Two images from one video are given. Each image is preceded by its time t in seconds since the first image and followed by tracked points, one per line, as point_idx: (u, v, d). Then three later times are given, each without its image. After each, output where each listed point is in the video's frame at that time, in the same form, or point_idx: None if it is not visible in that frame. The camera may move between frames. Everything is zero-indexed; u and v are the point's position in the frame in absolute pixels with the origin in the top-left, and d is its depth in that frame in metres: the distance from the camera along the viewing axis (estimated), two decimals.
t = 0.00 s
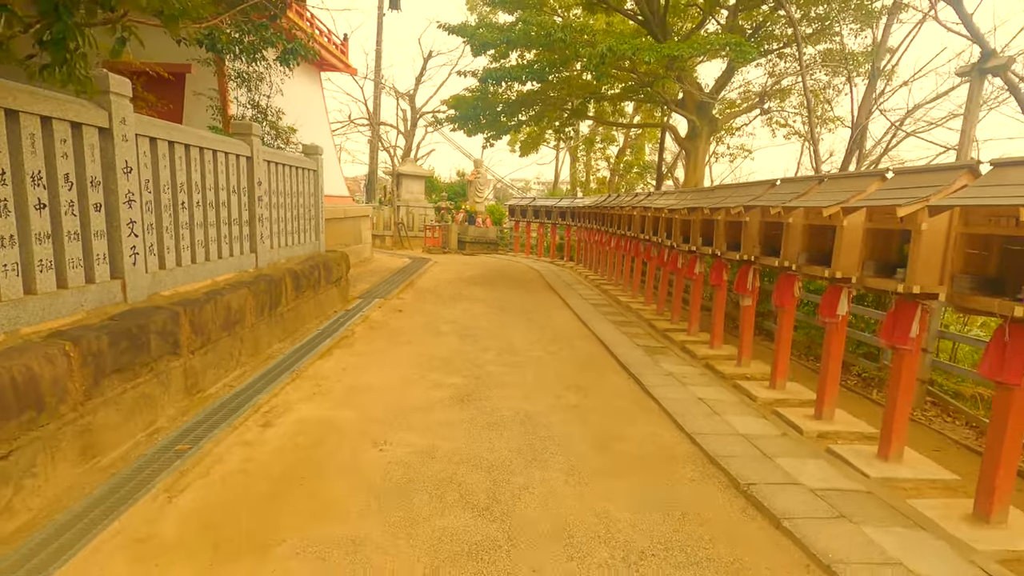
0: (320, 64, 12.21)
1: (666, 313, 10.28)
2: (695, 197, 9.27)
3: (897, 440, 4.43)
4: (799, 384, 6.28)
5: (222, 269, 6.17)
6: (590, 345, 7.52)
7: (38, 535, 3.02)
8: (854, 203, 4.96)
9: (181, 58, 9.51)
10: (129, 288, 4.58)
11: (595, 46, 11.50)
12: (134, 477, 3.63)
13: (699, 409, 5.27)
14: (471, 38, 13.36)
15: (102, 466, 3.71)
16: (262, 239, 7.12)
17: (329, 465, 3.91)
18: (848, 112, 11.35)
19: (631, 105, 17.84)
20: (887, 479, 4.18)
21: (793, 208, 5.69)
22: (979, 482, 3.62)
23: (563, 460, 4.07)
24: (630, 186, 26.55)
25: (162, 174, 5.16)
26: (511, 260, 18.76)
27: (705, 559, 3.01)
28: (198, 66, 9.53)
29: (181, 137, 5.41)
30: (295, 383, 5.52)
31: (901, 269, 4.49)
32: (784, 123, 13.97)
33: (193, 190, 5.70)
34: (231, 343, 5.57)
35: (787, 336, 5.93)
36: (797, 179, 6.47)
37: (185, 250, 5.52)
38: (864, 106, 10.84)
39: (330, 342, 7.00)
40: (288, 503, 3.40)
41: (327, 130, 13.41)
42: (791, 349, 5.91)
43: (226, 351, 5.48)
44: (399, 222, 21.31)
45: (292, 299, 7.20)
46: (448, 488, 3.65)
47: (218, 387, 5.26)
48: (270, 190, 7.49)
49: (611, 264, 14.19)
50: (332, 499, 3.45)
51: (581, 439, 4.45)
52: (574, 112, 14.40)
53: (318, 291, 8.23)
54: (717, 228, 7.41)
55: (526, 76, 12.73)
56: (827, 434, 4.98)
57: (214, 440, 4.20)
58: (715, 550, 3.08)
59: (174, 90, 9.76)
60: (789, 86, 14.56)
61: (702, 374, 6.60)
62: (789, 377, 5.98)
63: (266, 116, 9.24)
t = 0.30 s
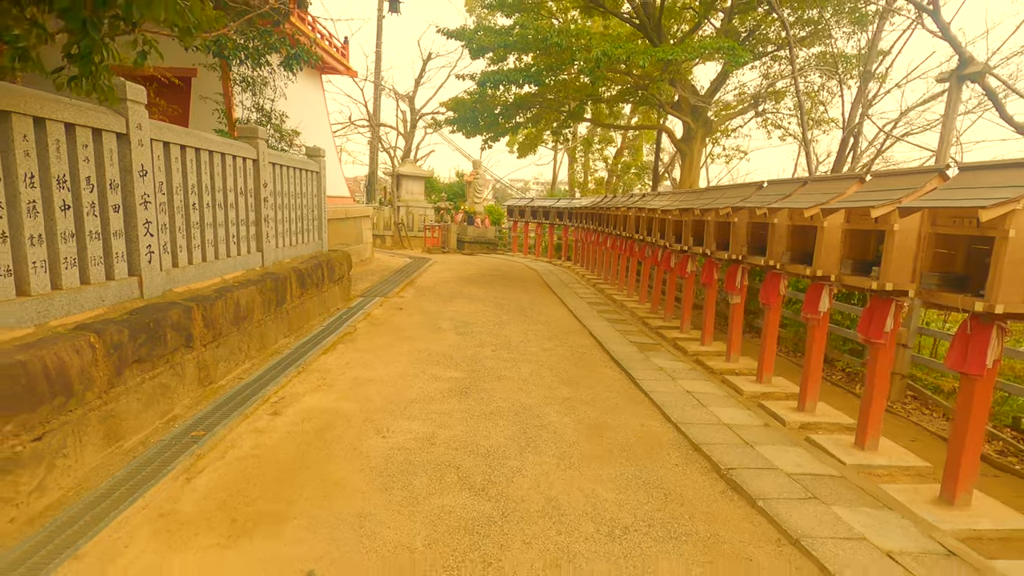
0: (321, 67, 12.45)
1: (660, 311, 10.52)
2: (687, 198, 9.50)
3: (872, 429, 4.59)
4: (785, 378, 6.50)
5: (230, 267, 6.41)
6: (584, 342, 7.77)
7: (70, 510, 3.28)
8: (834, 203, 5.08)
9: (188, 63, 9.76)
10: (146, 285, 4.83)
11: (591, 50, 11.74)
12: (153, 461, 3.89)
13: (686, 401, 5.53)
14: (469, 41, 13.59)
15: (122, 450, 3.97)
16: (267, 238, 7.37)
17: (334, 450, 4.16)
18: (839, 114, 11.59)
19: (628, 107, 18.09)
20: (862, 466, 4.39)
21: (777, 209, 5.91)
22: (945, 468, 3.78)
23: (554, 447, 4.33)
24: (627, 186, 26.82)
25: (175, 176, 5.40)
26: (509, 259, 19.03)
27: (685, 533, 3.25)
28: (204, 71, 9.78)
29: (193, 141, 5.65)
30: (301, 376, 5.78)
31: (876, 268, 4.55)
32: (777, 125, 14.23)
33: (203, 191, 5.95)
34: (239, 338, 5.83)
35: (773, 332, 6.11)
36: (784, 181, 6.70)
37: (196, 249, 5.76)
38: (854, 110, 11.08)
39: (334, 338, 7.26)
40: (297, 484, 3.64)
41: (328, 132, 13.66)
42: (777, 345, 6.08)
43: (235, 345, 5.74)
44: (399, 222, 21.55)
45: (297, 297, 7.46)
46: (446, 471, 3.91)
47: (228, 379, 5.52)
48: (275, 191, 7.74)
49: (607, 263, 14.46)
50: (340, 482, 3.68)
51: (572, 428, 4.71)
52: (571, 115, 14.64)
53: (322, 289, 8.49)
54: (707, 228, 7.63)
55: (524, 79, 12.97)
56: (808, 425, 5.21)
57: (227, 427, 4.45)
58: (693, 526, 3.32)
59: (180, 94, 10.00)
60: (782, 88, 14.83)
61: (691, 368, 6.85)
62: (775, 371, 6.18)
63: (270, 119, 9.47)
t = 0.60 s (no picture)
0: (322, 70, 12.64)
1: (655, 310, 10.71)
2: (682, 199, 9.69)
3: (854, 421, 4.80)
4: (774, 374, 6.68)
5: (235, 266, 6.60)
6: (580, 339, 7.96)
7: (91, 495, 3.47)
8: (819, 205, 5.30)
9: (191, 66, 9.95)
10: (157, 283, 5.00)
11: (588, 54, 11.92)
12: (166, 450, 4.08)
13: (677, 395, 5.73)
14: (468, 44, 13.76)
15: (136, 440, 4.16)
16: (271, 238, 7.56)
17: (339, 441, 4.35)
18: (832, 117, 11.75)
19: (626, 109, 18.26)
20: (843, 456, 4.57)
21: (765, 209, 6.11)
22: (919, 455, 3.98)
23: (549, 438, 4.52)
24: (626, 187, 26.98)
25: (184, 178, 5.58)
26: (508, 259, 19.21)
27: (671, 516, 3.45)
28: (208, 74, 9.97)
29: (201, 144, 5.83)
30: (305, 372, 5.98)
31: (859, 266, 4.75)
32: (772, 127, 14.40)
33: (210, 193, 6.13)
34: (245, 335, 6.02)
35: (763, 329, 6.29)
36: (774, 183, 6.88)
37: (202, 249, 5.94)
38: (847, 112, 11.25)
39: (336, 335, 7.45)
40: (304, 472, 3.83)
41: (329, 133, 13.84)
42: (767, 342, 6.26)
43: (241, 342, 5.93)
44: (399, 223, 21.72)
45: (300, 295, 7.65)
46: (446, 460, 4.10)
47: (235, 375, 5.72)
48: (278, 192, 7.92)
49: (605, 263, 14.64)
50: (345, 470, 3.87)
51: (566, 421, 4.90)
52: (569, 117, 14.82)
53: (324, 288, 8.68)
54: (700, 229, 7.81)
55: (522, 82, 13.13)
56: (794, 418, 5.40)
57: (235, 420, 4.65)
58: (679, 510, 3.51)
59: (185, 97, 10.19)
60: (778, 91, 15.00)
61: (684, 365, 7.05)
62: (764, 367, 6.36)
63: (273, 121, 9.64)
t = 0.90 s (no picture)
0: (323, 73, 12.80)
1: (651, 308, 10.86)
2: (676, 199, 9.84)
3: (834, 410, 4.96)
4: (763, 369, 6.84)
5: (239, 266, 6.75)
6: (576, 336, 8.13)
7: (105, 483, 3.64)
8: (801, 205, 5.46)
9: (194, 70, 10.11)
10: (164, 282, 5.16)
11: (584, 57, 12.07)
12: (175, 442, 4.25)
13: (669, 389, 5.88)
14: (467, 48, 13.91)
15: (147, 432, 4.33)
16: (273, 238, 7.71)
17: (342, 432, 4.51)
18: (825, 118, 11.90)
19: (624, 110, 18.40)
20: (823, 443, 4.73)
21: (752, 210, 6.26)
22: (891, 440, 4.16)
23: (545, 429, 4.68)
24: (624, 189, 27.12)
25: (191, 181, 5.75)
26: (507, 260, 19.37)
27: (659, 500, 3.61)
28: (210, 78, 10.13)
29: (206, 147, 5.99)
30: (308, 367, 6.15)
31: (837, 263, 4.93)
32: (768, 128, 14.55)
33: (214, 195, 6.28)
34: (250, 332, 6.19)
35: (750, 325, 6.43)
36: (763, 184, 7.04)
37: (208, 249, 6.09)
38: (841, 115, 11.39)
39: (337, 333, 7.60)
40: (308, 460, 3.99)
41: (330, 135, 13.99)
42: (754, 337, 6.41)
43: (246, 338, 6.09)
44: (399, 224, 21.89)
45: (302, 294, 7.80)
46: (445, 449, 4.26)
47: (239, 371, 5.88)
48: (280, 193, 8.08)
49: (602, 263, 14.78)
50: (348, 458, 4.04)
51: (561, 413, 5.06)
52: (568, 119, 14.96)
53: (325, 287, 8.84)
54: (692, 229, 7.96)
55: (520, 85, 13.28)
56: (779, 409, 5.54)
57: (241, 413, 4.82)
58: (667, 494, 3.67)
59: (188, 99, 10.34)
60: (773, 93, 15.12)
61: (676, 360, 7.20)
62: (752, 361, 6.53)
63: (274, 124, 9.80)
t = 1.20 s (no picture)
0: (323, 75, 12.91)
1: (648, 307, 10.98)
2: (673, 199, 9.95)
3: (821, 403, 5.08)
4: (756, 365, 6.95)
5: (241, 266, 6.85)
6: (573, 335, 8.23)
7: (114, 476, 3.74)
8: (788, 205, 5.59)
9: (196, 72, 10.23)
10: (169, 281, 5.27)
11: (582, 61, 12.20)
12: (181, 437, 4.35)
13: (663, 385, 5.98)
14: (466, 51, 14.03)
15: (153, 428, 4.43)
16: (275, 238, 7.81)
17: (343, 427, 4.62)
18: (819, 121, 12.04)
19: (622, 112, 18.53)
20: (811, 435, 4.85)
21: (742, 210, 6.37)
22: (874, 430, 4.26)
23: (542, 423, 4.79)
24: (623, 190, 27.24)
25: (195, 182, 5.86)
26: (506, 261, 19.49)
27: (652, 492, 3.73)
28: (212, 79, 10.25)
29: (212, 149, 6.11)
30: (309, 365, 6.25)
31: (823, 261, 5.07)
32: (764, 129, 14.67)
33: (218, 196, 6.39)
34: (252, 331, 6.30)
35: (742, 323, 6.54)
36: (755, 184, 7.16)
37: (211, 250, 6.20)
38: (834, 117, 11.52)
39: (338, 333, 7.71)
40: (312, 453, 4.11)
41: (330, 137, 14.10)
42: (746, 334, 6.51)
43: (248, 337, 6.19)
44: (398, 225, 22.00)
45: (302, 294, 7.90)
46: (445, 442, 4.37)
47: (241, 369, 5.98)
48: (282, 194, 8.19)
49: (600, 263, 14.90)
50: (350, 451, 4.15)
51: (558, 408, 5.17)
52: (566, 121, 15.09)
53: (326, 288, 8.94)
54: (686, 229, 8.07)
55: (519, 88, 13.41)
56: (770, 403, 5.67)
57: (245, 409, 4.93)
58: (660, 485, 3.78)
59: (190, 101, 10.46)
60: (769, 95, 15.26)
61: (672, 357, 7.31)
62: (745, 357, 6.64)
63: (276, 126, 9.90)
